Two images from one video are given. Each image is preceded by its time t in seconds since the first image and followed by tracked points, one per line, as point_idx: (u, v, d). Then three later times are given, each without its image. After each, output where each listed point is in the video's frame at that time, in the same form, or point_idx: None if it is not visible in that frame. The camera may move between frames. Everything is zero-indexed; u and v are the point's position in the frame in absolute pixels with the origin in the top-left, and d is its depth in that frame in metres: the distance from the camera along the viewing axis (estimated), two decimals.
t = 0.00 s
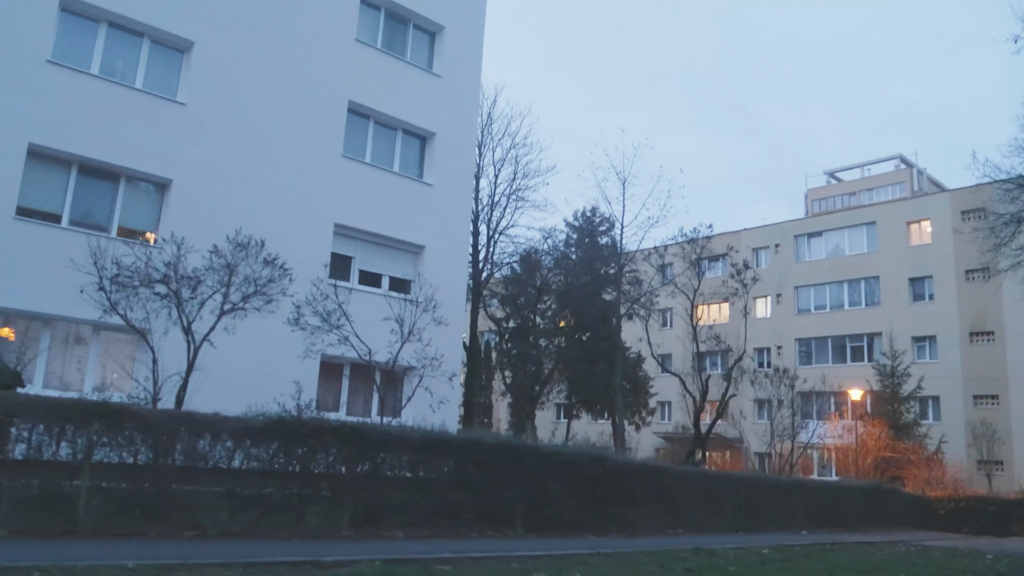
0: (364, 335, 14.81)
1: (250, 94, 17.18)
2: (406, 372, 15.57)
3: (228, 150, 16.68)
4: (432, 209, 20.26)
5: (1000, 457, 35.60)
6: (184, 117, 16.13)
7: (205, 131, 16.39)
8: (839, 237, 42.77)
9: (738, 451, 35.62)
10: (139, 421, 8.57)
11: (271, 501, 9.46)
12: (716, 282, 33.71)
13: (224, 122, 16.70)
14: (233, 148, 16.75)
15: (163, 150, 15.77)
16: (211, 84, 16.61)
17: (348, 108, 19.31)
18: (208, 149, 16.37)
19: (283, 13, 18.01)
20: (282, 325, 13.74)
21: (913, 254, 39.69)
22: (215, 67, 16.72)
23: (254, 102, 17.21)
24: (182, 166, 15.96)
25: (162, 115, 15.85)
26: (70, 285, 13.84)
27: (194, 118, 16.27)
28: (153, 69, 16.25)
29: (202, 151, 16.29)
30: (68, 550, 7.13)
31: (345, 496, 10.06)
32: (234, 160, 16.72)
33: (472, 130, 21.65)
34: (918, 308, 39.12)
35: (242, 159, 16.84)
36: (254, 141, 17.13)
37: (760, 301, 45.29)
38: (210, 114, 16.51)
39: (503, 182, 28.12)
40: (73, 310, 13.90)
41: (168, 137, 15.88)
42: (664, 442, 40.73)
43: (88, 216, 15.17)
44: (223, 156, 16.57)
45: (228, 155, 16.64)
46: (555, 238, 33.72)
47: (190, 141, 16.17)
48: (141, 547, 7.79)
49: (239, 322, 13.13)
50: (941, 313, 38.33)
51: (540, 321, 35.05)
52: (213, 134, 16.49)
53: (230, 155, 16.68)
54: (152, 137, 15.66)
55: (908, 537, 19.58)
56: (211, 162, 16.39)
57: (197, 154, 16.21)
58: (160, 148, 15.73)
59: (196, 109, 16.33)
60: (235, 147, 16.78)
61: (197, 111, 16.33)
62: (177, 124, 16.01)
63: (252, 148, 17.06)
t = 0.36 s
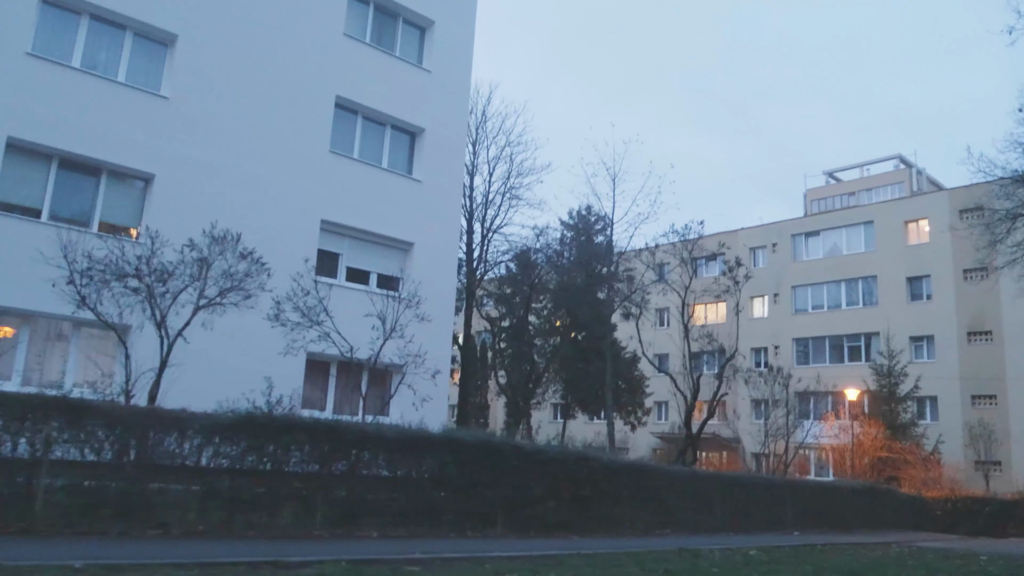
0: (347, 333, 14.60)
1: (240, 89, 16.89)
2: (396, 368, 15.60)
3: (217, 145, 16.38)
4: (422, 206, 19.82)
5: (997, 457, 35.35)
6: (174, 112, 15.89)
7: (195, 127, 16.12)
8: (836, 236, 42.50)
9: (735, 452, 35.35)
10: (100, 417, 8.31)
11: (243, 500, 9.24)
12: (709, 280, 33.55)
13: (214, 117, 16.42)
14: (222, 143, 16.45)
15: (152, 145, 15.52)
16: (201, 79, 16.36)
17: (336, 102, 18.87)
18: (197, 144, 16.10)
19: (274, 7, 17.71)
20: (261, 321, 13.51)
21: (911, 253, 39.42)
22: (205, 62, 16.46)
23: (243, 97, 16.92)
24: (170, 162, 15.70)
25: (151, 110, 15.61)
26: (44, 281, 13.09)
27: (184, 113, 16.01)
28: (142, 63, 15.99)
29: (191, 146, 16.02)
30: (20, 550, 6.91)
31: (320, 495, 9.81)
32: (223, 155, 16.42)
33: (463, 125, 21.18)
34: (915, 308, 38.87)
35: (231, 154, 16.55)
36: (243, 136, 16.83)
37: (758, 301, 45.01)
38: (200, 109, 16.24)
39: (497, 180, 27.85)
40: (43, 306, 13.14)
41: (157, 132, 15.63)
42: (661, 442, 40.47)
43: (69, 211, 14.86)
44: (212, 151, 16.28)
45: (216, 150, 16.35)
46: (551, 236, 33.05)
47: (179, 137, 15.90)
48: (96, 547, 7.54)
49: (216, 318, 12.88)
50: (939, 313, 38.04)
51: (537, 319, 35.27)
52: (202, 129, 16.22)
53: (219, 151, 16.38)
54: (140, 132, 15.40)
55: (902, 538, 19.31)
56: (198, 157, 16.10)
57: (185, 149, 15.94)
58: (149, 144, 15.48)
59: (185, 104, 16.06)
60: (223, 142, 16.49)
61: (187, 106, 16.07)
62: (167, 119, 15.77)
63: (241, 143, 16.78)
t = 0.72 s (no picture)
0: (327, 329, 14.40)
1: (227, 85, 16.69)
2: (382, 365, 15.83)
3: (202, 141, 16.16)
4: (411, 202, 19.54)
5: (995, 457, 35.07)
6: (160, 108, 15.70)
7: (181, 123, 15.93)
8: (834, 235, 42.25)
9: (731, 452, 35.05)
10: (60, 413, 8.06)
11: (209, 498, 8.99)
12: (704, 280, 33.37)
13: (199, 113, 16.21)
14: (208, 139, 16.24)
15: (137, 141, 15.31)
16: (188, 75, 16.17)
17: (323, 98, 18.58)
18: (183, 141, 15.90)
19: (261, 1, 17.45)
20: (240, 316, 13.25)
21: (909, 252, 39.14)
22: (192, 58, 16.28)
23: (231, 94, 16.72)
24: (155, 158, 15.50)
25: (138, 106, 15.42)
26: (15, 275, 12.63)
27: (170, 109, 15.83)
28: (130, 58, 15.81)
29: (175, 142, 15.80)
30: None
31: (289, 491, 9.56)
32: (209, 152, 16.21)
33: (453, 121, 20.91)
34: (913, 307, 38.61)
35: (217, 150, 16.32)
36: (227, 131, 16.58)
37: (755, 300, 44.75)
38: (186, 105, 16.05)
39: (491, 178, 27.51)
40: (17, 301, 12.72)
41: (143, 128, 15.44)
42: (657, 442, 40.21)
43: (48, 206, 14.60)
44: (197, 147, 16.08)
45: (201, 146, 16.13)
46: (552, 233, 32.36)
47: (165, 133, 15.71)
48: (50, 547, 7.31)
49: (192, 313, 12.61)
50: (937, 312, 37.76)
51: (532, 316, 34.52)
52: (188, 125, 16.01)
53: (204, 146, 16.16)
54: (126, 128, 15.20)
55: (896, 539, 19.02)
56: (183, 153, 15.88)
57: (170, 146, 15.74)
58: (135, 140, 15.29)
59: (171, 99, 15.87)
60: (209, 139, 16.26)
61: (173, 102, 15.87)
62: (154, 116, 15.59)
63: (227, 139, 16.55)
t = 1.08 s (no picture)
0: (308, 326, 14.25)
1: (211, 79, 16.31)
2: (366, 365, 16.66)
3: (190, 137, 15.85)
4: (401, 201, 19.08)
5: (993, 458, 34.82)
6: (149, 103, 15.39)
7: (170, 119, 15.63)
8: (831, 235, 41.96)
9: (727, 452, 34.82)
10: (19, 411, 7.80)
11: (174, 500, 8.71)
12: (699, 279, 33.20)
13: (188, 108, 15.91)
14: (195, 135, 15.92)
15: (124, 136, 15.00)
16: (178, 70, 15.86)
17: (309, 94, 18.14)
18: (171, 137, 15.60)
19: None
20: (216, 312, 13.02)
21: (907, 252, 38.86)
22: (182, 53, 15.96)
23: (222, 91, 16.44)
24: (143, 154, 15.17)
25: (126, 101, 15.11)
26: None
27: (159, 104, 15.52)
28: (119, 52, 15.49)
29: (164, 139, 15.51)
30: None
31: (260, 492, 9.27)
32: (197, 148, 15.91)
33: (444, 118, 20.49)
34: (911, 306, 38.33)
35: (205, 146, 16.01)
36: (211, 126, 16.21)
37: (752, 300, 44.44)
38: (175, 100, 15.74)
39: (486, 176, 27.17)
40: None
41: (131, 123, 15.13)
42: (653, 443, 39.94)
43: (28, 202, 14.21)
44: (185, 143, 15.77)
45: (188, 142, 15.82)
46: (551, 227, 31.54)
47: (154, 129, 15.41)
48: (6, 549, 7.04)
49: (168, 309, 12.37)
50: (935, 312, 37.47)
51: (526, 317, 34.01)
52: (177, 121, 15.71)
53: (192, 142, 15.85)
54: (113, 123, 14.90)
55: (890, 540, 18.78)
56: (171, 149, 15.59)
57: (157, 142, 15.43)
58: (122, 136, 14.98)
59: (160, 94, 15.56)
60: (194, 133, 15.93)
61: (162, 97, 15.57)
62: (143, 110, 15.28)
63: (215, 135, 16.22)
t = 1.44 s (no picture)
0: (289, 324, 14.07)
1: (196, 73, 15.91)
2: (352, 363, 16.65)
3: (181, 131, 15.53)
4: (390, 196, 18.63)
5: (991, 458, 34.54)
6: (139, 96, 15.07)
7: (161, 113, 15.31)
8: (829, 233, 41.68)
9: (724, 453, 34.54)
10: None
11: (138, 499, 8.44)
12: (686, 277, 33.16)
13: (179, 102, 15.58)
14: (185, 130, 15.58)
15: (115, 130, 14.67)
16: (169, 63, 15.53)
17: (296, 88, 17.71)
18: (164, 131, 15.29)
19: None
20: (196, 308, 12.76)
21: (905, 251, 38.58)
22: (174, 46, 15.64)
23: (206, 85, 16.03)
24: (132, 149, 14.84)
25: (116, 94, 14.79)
26: None
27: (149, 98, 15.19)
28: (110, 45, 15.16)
29: (157, 135, 15.20)
30: None
31: (230, 492, 9.00)
32: (187, 143, 15.59)
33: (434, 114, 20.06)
34: (908, 305, 38.06)
35: (196, 142, 15.70)
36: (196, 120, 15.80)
37: (749, 300, 44.16)
38: (167, 95, 15.42)
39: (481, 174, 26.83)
40: None
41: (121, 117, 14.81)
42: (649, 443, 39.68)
43: (6, 197, 13.83)
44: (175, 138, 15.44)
45: (178, 137, 15.49)
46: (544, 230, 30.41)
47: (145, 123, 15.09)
48: None
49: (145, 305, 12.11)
50: (933, 310, 37.21)
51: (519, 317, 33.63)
52: (167, 115, 15.39)
53: (182, 137, 15.53)
54: (102, 117, 14.58)
55: (886, 541, 18.50)
56: (164, 145, 15.29)
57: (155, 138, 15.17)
58: (112, 129, 14.65)
59: (151, 88, 15.24)
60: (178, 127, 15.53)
61: (153, 91, 15.26)
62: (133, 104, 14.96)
63: (204, 130, 15.90)
